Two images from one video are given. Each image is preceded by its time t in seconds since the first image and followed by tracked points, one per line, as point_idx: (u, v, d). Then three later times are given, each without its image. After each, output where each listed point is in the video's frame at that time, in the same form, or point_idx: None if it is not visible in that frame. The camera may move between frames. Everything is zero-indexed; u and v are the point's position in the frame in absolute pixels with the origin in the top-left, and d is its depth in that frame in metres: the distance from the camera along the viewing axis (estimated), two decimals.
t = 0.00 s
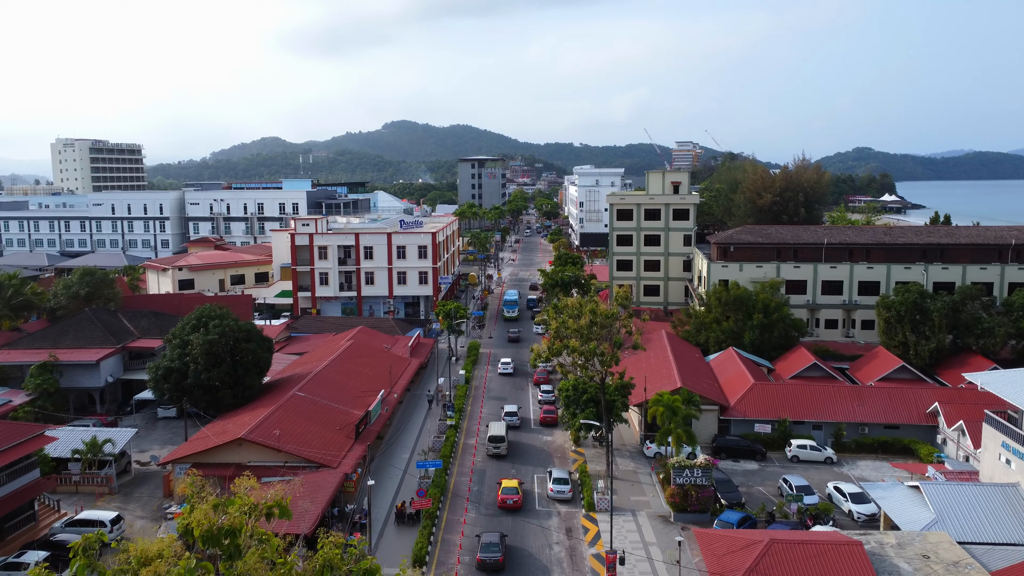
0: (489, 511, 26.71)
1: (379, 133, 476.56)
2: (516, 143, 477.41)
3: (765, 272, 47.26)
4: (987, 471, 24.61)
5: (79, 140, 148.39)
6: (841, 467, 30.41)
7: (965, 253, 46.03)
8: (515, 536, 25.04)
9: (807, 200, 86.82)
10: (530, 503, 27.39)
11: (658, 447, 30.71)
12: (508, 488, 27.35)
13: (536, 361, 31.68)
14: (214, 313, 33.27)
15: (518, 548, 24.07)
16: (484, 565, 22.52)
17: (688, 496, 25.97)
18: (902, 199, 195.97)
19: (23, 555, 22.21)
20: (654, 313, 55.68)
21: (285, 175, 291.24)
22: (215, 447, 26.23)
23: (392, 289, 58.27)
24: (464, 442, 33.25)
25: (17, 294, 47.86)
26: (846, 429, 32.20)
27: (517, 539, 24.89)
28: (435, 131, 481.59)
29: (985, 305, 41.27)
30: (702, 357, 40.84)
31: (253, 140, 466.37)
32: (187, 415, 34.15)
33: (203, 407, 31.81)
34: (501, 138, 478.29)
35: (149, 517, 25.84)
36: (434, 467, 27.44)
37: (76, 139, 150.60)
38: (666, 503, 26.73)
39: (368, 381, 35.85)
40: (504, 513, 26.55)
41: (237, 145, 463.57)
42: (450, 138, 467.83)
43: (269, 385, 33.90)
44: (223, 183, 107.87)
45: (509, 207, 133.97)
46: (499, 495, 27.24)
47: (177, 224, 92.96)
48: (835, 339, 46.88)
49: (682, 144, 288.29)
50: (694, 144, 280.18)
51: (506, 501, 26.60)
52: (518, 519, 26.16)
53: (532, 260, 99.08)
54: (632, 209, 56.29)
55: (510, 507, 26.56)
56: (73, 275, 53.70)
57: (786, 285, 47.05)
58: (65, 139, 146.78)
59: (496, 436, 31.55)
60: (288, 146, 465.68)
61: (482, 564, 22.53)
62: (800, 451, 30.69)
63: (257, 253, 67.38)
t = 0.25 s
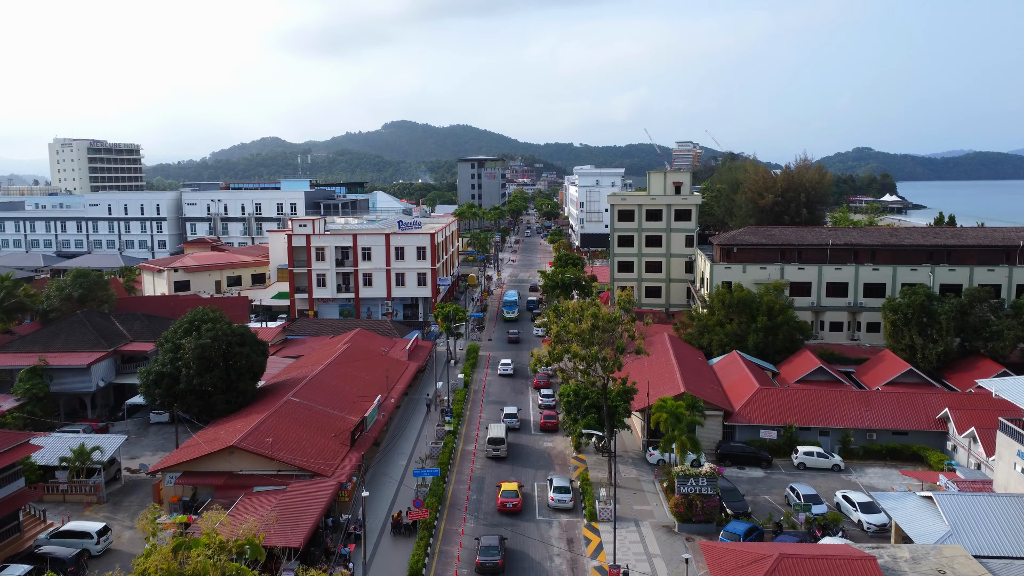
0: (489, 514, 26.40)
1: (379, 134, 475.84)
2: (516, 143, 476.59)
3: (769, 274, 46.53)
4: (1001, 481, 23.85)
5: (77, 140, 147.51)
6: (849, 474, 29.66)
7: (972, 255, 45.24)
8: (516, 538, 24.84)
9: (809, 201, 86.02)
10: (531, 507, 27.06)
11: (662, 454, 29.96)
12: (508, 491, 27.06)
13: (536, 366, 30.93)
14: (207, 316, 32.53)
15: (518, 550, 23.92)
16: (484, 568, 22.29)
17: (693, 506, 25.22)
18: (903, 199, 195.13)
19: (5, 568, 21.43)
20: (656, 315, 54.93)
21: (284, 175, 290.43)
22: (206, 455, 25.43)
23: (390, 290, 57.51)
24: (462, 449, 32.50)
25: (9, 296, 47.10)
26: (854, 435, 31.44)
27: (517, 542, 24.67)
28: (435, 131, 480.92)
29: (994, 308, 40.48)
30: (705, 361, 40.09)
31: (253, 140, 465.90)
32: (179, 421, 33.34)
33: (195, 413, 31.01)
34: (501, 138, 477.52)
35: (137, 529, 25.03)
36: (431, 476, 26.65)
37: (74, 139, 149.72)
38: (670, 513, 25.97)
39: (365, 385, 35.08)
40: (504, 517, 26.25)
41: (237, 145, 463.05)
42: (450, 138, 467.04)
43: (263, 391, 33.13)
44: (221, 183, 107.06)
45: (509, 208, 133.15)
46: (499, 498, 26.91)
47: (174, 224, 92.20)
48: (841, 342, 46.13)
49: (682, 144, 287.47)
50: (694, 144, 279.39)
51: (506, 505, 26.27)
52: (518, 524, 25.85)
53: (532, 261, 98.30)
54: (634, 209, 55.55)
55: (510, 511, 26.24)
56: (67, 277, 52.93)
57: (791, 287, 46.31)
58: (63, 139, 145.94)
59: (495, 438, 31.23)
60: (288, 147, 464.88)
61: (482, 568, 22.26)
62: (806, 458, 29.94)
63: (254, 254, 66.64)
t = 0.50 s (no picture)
0: (488, 519, 26.06)
1: (378, 133, 474.98)
2: (516, 143, 475.75)
3: (773, 276, 45.69)
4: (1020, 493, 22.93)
5: (74, 140, 146.57)
6: (858, 483, 28.81)
7: (980, 256, 44.38)
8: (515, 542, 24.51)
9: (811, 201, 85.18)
10: (530, 512, 26.68)
11: (666, 462, 29.12)
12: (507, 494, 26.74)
13: (536, 371, 30.05)
14: (198, 320, 31.70)
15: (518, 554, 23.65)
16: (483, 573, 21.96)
17: (699, 518, 24.33)
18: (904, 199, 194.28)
19: None
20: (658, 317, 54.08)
21: (283, 175, 289.52)
22: (195, 465, 24.57)
23: (388, 292, 56.67)
24: (461, 456, 31.64)
25: None
26: (863, 442, 30.57)
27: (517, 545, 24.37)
28: (435, 131, 480.10)
29: (1004, 311, 39.61)
30: (709, 365, 39.23)
31: (252, 140, 465.57)
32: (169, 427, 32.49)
33: (187, 419, 30.23)
34: (500, 138, 476.71)
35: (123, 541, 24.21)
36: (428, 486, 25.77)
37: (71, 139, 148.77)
38: (675, 524, 25.09)
39: (361, 391, 34.23)
40: (504, 520, 26.00)
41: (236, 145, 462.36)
42: (449, 138, 466.21)
43: (256, 396, 32.35)
44: (218, 183, 106.19)
45: (508, 208, 132.24)
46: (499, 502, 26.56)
47: (171, 225, 91.36)
48: (846, 345, 45.29)
49: (682, 144, 286.58)
50: (694, 144, 278.54)
51: (505, 509, 25.92)
52: (518, 528, 25.51)
53: (532, 262, 97.42)
54: (635, 210, 54.74)
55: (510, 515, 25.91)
56: (59, 278, 52.06)
57: (796, 290, 45.45)
58: (60, 139, 145.01)
59: (495, 441, 30.93)
60: (287, 147, 463.95)
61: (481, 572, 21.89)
62: (814, 467, 29.08)
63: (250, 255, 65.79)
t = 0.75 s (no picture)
0: (488, 521, 25.77)
1: (378, 133, 474.20)
2: (515, 143, 475.01)
3: (777, 277, 44.95)
4: None
5: (72, 139, 145.78)
6: (867, 491, 28.07)
7: (988, 258, 43.61)
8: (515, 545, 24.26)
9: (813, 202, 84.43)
10: (530, 515, 26.38)
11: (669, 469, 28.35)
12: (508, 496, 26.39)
13: (536, 376, 29.18)
14: (191, 324, 30.96)
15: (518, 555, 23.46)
16: None
17: (705, 529, 23.62)
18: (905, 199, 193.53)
19: None
20: (659, 319, 53.36)
21: (283, 174, 288.75)
22: (184, 474, 23.83)
23: (386, 293, 55.91)
24: (459, 463, 30.90)
25: None
26: (872, 449, 29.81)
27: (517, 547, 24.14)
28: (435, 131, 479.19)
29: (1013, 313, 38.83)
30: (713, 369, 38.48)
31: (252, 140, 464.61)
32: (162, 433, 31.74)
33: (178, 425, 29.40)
34: (500, 138, 476.00)
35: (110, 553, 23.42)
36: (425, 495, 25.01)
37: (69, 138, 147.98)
38: (680, 535, 24.34)
39: (357, 396, 33.47)
40: (503, 524, 25.66)
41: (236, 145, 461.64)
42: (449, 137, 465.45)
43: (250, 401, 31.51)
44: (216, 182, 105.43)
45: (508, 208, 131.46)
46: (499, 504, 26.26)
47: (168, 225, 90.63)
48: (852, 348, 44.57)
49: (682, 144, 285.83)
50: (695, 144, 277.80)
51: (505, 512, 25.61)
52: (518, 530, 25.22)
53: (532, 263, 96.67)
54: (636, 210, 54.01)
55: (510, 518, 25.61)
56: (52, 280, 51.33)
57: (800, 291, 44.71)
58: (58, 138, 144.25)
59: (495, 442, 30.61)
60: (287, 146, 463.27)
61: None
62: (822, 475, 28.33)
63: (247, 256, 65.03)
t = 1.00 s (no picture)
0: (487, 525, 25.34)
1: (378, 133, 473.36)
2: (515, 143, 474.09)
3: (782, 280, 44.08)
4: None
5: (70, 139, 144.82)
6: (878, 501, 27.22)
7: (997, 259, 42.73)
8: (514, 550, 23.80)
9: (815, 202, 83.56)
10: (531, 518, 25.94)
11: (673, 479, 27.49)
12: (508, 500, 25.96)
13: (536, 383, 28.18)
14: (181, 328, 30.10)
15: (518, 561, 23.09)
16: None
17: (711, 542, 22.77)
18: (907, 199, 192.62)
19: None
20: (661, 321, 52.51)
21: (282, 174, 287.84)
22: (171, 485, 23.00)
23: (384, 295, 55.05)
24: (458, 471, 30.05)
25: None
26: (882, 457, 28.94)
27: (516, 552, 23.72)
28: (435, 131, 478.30)
29: None
30: (717, 373, 37.60)
31: (251, 140, 463.68)
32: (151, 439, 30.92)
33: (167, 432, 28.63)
34: (500, 138, 475.18)
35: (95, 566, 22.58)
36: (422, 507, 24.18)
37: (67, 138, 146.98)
38: (687, 549, 23.45)
39: (353, 401, 32.61)
40: (503, 528, 25.19)
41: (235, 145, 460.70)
42: (449, 138, 464.67)
43: (242, 407, 30.73)
44: (214, 183, 104.53)
45: (507, 209, 130.50)
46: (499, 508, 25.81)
47: (165, 225, 89.76)
48: (858, 351, 43.73)
49: (683, 144, 284.90)
50: (695, 144, 276.92)
51: (505, 516, 25.18)
52: (518, 535, 24.79)
53: (532, 263, 95.75)
54: (638, 211, 53.16)
55: (510, 522, 25.15)
56: (44, 282, 50.44)
57: (805, 293, 43.85)
58: (56, 138, 143.27)
59: (495, 445, 30.17)
60: (287, 147, 462.33)
61: None
62: (831, 484, 27.48)
63: (243, 257, 64.13)
